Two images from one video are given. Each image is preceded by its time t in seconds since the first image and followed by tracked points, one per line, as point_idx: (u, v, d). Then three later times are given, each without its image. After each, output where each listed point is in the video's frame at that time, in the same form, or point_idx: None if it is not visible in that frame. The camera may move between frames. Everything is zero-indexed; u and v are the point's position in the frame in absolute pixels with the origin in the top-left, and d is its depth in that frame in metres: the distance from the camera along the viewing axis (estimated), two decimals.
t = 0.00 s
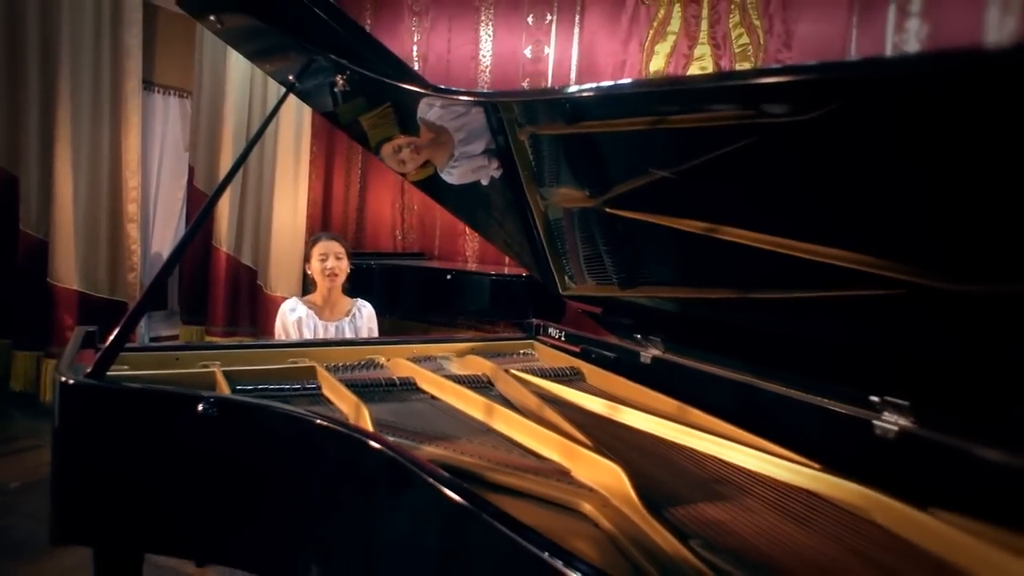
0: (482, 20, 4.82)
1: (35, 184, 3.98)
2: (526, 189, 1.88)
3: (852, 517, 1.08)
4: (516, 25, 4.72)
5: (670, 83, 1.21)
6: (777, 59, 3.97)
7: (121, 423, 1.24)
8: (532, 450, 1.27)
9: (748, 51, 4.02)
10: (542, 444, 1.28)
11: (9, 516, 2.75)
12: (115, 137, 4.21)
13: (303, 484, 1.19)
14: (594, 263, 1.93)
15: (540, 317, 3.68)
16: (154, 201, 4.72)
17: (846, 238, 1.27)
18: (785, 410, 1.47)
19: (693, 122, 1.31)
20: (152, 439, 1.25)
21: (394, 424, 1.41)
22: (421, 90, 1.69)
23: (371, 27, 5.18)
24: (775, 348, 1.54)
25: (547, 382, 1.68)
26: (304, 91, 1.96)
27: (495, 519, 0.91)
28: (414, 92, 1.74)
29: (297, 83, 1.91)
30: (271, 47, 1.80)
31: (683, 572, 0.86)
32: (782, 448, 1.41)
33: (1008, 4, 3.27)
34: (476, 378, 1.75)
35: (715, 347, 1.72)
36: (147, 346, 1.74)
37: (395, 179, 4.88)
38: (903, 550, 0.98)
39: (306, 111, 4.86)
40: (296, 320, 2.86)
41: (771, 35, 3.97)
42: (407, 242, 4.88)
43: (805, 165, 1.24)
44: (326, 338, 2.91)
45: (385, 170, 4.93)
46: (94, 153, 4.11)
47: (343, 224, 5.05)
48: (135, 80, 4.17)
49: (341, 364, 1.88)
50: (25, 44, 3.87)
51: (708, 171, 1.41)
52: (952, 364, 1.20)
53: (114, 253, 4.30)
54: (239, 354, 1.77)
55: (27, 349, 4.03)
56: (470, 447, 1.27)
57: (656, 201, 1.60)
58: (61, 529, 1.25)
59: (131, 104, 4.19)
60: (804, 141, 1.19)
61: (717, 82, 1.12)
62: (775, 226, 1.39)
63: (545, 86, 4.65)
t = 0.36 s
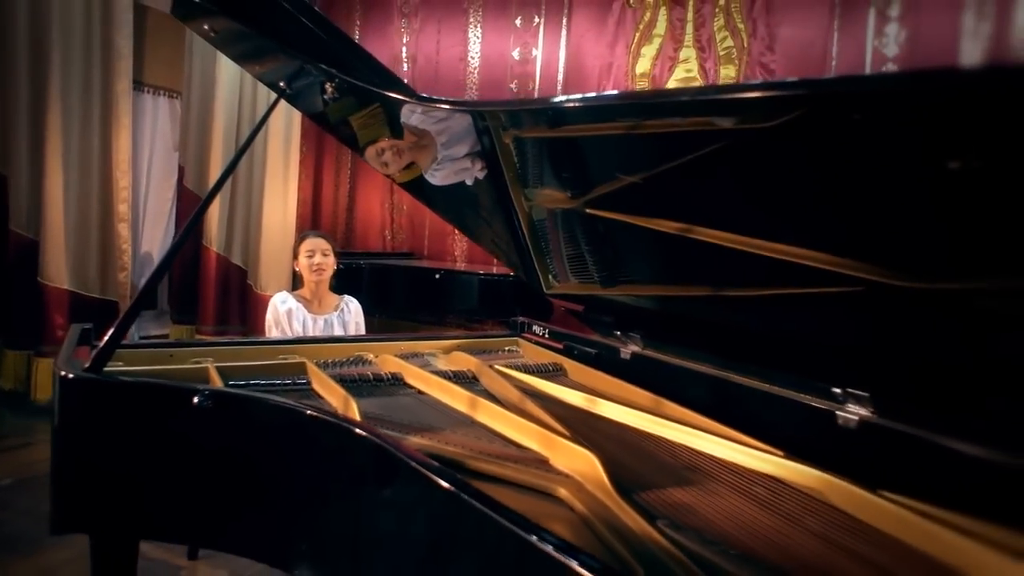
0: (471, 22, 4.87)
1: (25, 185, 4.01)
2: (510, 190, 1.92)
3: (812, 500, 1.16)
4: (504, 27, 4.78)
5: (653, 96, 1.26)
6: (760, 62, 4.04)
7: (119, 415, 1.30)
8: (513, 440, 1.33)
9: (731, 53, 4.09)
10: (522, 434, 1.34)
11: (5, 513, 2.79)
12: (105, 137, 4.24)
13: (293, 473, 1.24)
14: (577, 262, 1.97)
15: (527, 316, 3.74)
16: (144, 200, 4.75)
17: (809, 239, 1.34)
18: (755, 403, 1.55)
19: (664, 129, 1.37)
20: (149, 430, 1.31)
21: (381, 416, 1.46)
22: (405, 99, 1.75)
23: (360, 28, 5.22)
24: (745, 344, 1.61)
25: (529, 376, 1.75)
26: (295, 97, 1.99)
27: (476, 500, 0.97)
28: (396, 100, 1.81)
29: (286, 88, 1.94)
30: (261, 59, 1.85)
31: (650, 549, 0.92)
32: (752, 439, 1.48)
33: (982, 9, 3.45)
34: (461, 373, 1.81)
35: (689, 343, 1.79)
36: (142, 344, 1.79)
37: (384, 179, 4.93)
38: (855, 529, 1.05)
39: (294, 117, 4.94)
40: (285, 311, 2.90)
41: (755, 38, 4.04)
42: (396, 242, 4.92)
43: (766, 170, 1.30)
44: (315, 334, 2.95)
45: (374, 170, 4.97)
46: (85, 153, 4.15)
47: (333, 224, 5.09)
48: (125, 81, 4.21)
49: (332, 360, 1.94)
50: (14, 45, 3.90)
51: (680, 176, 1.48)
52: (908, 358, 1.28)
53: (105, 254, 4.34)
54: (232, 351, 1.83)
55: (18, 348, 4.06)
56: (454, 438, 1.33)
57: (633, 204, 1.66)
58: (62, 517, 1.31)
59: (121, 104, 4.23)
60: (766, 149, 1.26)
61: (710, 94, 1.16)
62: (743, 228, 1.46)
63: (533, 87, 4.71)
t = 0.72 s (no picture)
0: (460, 23, 4.93)
1: (15, 184, 4.05)
2: (498, 192, 1.95)
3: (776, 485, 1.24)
4: (493, 29, 4.83)
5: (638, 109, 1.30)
6: (745, 64, 4.11)
7: (118, 408, 1.36)
8: (497, 432, 1.39)
9: (717, 56, 4.15)
10: (505, 426, 1.40)
11: None
12: (96, 137, 4.28)
13: (285, 463, 1.30)
14: (562, 262, 2.01)
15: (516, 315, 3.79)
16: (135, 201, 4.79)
17: (778, 239, 1.40)
18: (730, 396, 1.61)
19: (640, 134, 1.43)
20: (147, 422, 1.36)
21: (370, 410, 1.52)
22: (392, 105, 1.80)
23: (350, 29, 5.27)
24: (720, 340, 1.67)
25: (513, 372, 1.81)
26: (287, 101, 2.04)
27: (458, 485, 1.03)
28: (383, 108, 1.86)
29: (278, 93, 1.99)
30: (252, 66, 1.89)
31: (623, 530, 0.98)
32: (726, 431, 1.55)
33: (959, 13, 3.57)
34: (448, 369, 1.87)
35: (668, 340, 1.84)
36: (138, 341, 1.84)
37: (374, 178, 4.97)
38: (815, 510, 1.14)
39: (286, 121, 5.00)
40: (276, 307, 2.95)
41: (739, 41, 4.10)
42: (386, 241, 4.96)
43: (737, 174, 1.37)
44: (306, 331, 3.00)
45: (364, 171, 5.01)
46: (76, 153, 4.18)
47: (323, 224, 5.13)
48: (116, 82, 4.25)
49: (323, 357, 1.99)
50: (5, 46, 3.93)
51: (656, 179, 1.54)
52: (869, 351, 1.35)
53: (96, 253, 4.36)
54: (226, 347, 1.88)
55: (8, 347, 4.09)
56: (439, 430, 1.38)
57: (612, 206, 1.72)
58: (62, 506, 1.36)
59: (113, 104, 4.26)
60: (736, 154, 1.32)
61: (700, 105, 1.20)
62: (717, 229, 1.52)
63: (522, 89, 4.77)
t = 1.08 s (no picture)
0: (450, 25, 4.98)
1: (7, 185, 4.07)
2: (484, 192, 1.96)
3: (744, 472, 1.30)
4: (483, 31, 4.89)
5: (623, 119, 1.32)
6: (731, 67, 4.18)
7: (118, 401, 1.41)
8: (481, 425, 1.45)
9: (704, 58, 4.21)
10: (490, 420, 1.45)
11: None
12: (88, 137, 4.30)
13: (280, 454, 1.35)
14: (546, 262, 2.03)
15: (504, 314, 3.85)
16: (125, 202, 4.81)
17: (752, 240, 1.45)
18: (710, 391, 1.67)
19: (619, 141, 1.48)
20: (146, 414, 1.41)
21: (360, 404, 1.57)
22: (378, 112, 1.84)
23: (340, 30, 5.31)
24: (699, 337, 1.73)
25: (499, 367, 1.87)
26: (280, 107, 2.10)
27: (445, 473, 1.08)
28: (372, 113, 1.90)
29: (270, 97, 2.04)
30: (243, 70, 1.93)
31: (598, 514, 1.04)
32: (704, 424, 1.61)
33: (938, 19, 3.68)
34: (436, 365, 1.92)
35: (649, 337, 1.90)
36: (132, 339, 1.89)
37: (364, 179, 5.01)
38: (780, 493, 1.20)
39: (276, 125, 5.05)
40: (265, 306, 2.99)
41: (725, 43, 4.17)
42: (376, 241, 5.01)
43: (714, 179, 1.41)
44: (296, 329, 3.04)
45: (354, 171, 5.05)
46: (67, 154, 4.20)
47: (314, 224, 5.18)
48: (107, 83, 4.28)
49: (314, 354, 2.04)
50: None
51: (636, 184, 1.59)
52: (838, 347, 1.42)
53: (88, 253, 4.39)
54: (220, 344, 1.93)
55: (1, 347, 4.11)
56: (426, 423, 1.44)
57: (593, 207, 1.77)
58: (63, 496, 1.41)
59: (104, 105, 4.29)
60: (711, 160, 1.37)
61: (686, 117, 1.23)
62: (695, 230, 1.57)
63: (510, 90, 4.82)
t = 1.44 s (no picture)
0: (440, 26, 5.02)
1: None
2: (472, 192, 1.94)
3: (715, 461, 1.36)
4: (472, 32, 4.93)
5: (595, 128, 1.32)
6: (717, 69, 4.24)
7: (116, 396, 1.46)
8: (467, 419, 1.50)
9: (691, 61, 4.27)
10: (476, 414, 1.51)
11: None
12: (80, 138, 4.33)
13: (273, 445, 1.40)
14: (533, 261, 2.05)
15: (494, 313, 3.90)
16: (116, 202, 4.84)
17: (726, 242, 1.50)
18: (689, 386, 1.73)
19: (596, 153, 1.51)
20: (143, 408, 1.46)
21: (350, 399, 1.62)
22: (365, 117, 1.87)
23: (331, 30, 5.35)
24: (679, 333, 1.78)
25: (485, 364, 1.92)
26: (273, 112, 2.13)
27: (430, 461, 1.13)
28: (361, 120, 1.92)
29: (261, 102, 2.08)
30: (235, 72, 1.97)
31: (576, 500, 1.09)
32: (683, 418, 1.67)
33: (919, 24, 3.77)
34: (423, 363, 1.98)
35: (631, 334, 1.95)
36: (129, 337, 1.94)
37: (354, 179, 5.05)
38: (749, 481, 1.26)
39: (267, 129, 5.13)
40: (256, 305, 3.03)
41: (712, 46, 4.23)
42: (367, 241, 5.05)
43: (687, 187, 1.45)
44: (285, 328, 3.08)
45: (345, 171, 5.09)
46: (59, 154, 4.23)
47: (305, 224, 5.21)
48: (99, 84, 4.31)
49: (306, 352, 2.09)
50: None
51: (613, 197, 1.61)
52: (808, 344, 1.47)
53: (79, 253, 4.41)
54: (213, 342, 1.98)
55: None
56: (414, 417, 1.50)
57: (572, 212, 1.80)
58: (62, 488, 1.45)
59: (96, 106, 4.33)
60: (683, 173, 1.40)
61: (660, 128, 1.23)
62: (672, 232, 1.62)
63: (500, 91, 4.86)
